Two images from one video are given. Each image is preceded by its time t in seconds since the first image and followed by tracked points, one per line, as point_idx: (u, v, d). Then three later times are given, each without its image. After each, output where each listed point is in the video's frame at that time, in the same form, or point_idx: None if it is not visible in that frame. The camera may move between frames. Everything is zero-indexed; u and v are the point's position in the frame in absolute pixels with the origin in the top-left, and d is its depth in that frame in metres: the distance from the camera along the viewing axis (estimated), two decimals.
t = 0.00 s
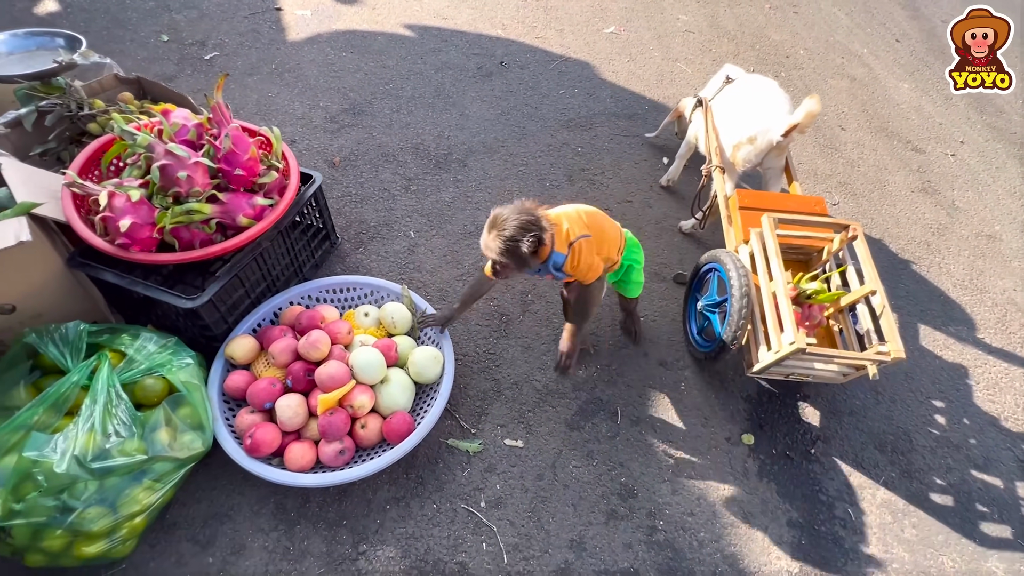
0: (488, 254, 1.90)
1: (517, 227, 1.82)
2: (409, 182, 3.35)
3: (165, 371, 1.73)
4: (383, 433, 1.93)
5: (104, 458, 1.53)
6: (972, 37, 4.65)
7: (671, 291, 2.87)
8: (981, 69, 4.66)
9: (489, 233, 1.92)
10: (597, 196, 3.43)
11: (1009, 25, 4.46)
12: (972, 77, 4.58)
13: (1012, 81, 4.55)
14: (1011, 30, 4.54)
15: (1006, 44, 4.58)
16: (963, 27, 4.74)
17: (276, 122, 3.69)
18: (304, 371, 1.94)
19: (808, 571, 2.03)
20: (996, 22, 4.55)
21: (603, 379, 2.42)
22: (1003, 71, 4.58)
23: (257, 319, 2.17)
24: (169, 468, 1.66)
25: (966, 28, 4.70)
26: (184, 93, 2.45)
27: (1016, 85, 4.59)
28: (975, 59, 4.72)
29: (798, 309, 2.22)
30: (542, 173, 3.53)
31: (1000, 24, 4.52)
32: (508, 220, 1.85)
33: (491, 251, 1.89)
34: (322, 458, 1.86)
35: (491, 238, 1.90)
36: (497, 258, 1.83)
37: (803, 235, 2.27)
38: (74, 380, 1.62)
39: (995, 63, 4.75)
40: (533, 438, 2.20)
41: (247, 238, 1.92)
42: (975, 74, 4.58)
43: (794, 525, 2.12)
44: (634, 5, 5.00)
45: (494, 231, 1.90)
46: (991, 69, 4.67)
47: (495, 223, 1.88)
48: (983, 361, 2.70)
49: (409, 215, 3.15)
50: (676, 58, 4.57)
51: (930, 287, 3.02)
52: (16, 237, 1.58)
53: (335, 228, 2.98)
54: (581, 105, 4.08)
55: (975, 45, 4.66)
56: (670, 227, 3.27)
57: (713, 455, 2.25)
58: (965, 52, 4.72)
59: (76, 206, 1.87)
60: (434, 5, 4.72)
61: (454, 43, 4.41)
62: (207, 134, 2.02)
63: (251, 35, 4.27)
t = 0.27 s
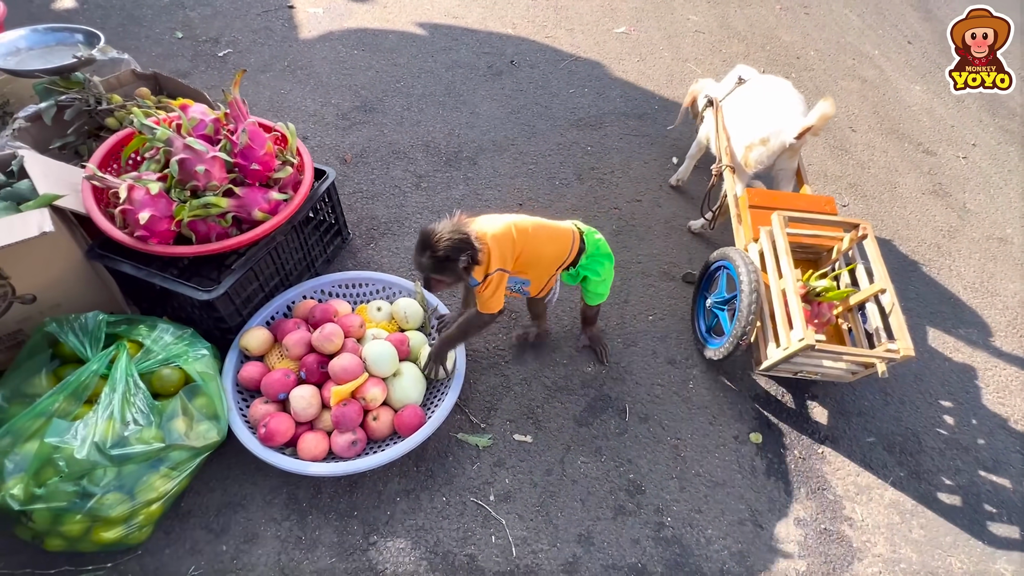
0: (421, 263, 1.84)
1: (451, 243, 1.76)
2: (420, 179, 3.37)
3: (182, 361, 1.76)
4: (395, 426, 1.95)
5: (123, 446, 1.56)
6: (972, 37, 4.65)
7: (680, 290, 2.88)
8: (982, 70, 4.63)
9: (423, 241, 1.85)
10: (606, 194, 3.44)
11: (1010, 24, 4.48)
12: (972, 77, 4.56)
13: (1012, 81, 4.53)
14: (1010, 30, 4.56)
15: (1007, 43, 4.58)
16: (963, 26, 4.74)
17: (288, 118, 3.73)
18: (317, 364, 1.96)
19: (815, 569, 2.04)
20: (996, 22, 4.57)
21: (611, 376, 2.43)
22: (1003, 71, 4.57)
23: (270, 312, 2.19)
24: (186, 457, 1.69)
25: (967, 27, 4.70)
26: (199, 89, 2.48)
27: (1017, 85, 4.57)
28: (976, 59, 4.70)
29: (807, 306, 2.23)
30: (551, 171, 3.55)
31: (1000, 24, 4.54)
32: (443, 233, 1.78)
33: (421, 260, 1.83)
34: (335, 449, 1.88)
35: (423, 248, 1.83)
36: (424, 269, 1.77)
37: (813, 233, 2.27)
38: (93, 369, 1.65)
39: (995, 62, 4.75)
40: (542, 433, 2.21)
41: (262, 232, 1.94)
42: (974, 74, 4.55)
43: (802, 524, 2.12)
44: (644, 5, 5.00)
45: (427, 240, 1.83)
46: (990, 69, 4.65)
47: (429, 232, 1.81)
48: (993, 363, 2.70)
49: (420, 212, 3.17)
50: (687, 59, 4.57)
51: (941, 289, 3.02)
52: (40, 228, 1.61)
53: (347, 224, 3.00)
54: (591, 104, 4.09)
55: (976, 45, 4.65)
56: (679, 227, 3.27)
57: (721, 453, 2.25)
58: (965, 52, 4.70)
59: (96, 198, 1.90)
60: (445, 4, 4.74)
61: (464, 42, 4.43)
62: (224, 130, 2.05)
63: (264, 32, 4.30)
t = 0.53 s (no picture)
0: (433, 283, 1.73)
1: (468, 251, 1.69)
2: (426, 178, 3.39)
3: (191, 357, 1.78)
4: (401, 423, 1.95)
5: (134, 440, 1.58)
6: (972, 37, 4.58)
7: (685, 290, 2.88)
8: (981, 69, 4.60)
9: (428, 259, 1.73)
10: (612, 194, 3.44)
11: (1009, 24, 4.41)
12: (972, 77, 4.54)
13: (1012, 81, 4.51)
14: (1011, 30, 4.49)
15: (1007, 44, 4.52)
16: (964, 27, 4.68)
17: (296, 117, 3.74)
18: (324, 360, 1.97)
19: (820, 570, 2.04)
20: (996, 22, 4.49)
21: (616, 375, 2.44)
22: (1004, 70, 4.55)
23: (278, 309, 2.20)
24: (195, 451, 1.71)
25: (967, 27, 4.63)
26: (208, 88, 2.50)
27: (1017, 85, 4.56)
28: (975, 59, 4.66)
29: (815, 311, 2.24)
30: (557, 171, 3.55)
31: (1000, 24, 4.47)
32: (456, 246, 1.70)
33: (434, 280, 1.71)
34: (341, 445, 1.89)
35: (433, 266, 1.72)
36: (443, 287, 1.66)
37: (821, 237, 2.28)
38: (104, 364, 1.67)
39: (996, 63, 4.72)
40: (547, 432, 2.22)
41: (270, 230, 1.95)
42: (975, 74, 4.53)
43: (806, 524, 2.12)
44: (650, 6, 5.00)
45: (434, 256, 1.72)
46: (991, 69, 4.63)
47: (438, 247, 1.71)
48: (998, 366, 2.69)
49: (426, 211, 3.18)
50: (693, 60, 4.57)
51: (947, 291, 3.01)
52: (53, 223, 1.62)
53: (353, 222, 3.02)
54: (597, 105, 4.09)
55: (976, 45, 4.59)
56: (684, 227, 3.28)
57: (726, 453, 2.26)
58: (965, 52, 4.66)
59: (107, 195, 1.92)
60: (452, 4, 4.75)
61: (471, 42, 4.44)
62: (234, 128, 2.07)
63: (271, 31, 4.32)
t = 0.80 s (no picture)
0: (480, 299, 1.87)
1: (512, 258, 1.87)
2: (426, 177, 3.39)
3: (191, 356, 1.78)
4: (401, 422, 1.95)
5: (134, 439, 1.58)
6: (972, 37, 4.56)
7: (685, 290, 2.89)
8: (981, 69, 4.60)
9: (473, 275, 1.87)
10: (612, 194, 3.44)
11: (1009, 24, 4.38)
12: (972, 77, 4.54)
13: (1012, 81, 4.51)
14: (1012, 31, 4.45)
15: (1007, 44, 4.50)
16: (964, 27, 4.65)
17: (296, 117, 3.74)
18: (324, 360, 1.96)
19: (819, 569, 2.04)
20: (996, 22, 4.47)
21: (616, 375, 2.44)
22: (1004, 70, 4.54)
23: (278, 309, 2.20)
24: (195, 450, 1.71)
25: (966, 27, 4.61)
26: (208, 87, 2.50)
27: (1017, 85, 4.55)
28: (975, 59, 4.65)
29: (817, 315, 2.24)
30: (557, 171, 3.55)
31: (1000, 24, 4.43)
32: (497, 258, 1.86)
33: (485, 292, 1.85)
34: (341, 445, 1.88)
35: (479, 280, 1.86)
36: (494, 295, 1.81)
37: (822, 241, 2.29)
38: (105, 363, 1.67)
39: (995, 63, 4.70)
40: (547, 431, 2.22)
41: (271, 229, 1.95)
42: (975, 74, 4.53)
43: (806, 524, 2.13)
44: (650, 6, 5.00)
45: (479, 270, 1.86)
46: (991, 69, 4.62)
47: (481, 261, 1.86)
48: (998, 366, 2.70)
49: (426, 211, 3.18)
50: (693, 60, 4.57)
51: (947, 292, 3.01)
52: (54, 221, 1.62)
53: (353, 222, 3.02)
54: (597, 105, 4.09)
55: (975, 45, 4.57)
56: (684, 227, 3.28)
57: (725, 452, 2.26)
58: (964, 53, 4.64)
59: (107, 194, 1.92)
60: (452, 4, 4.75)
61: (471, 41, 4.45)
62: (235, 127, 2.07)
63: (272, 31, 4.32)
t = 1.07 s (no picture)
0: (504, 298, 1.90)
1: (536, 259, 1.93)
2: (420, 177, 3.38)
3: (183, 358, 1.77)
4: (396, 423, 1.94)
5: (126, 442, 1.57)
6: (972, 37, 4.59)
7: (679, 289, 2.89)
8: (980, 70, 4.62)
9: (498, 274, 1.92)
10: (606, 193, 3.44)
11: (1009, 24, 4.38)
12: (972, 77, 4.57)
13: (1012, 81, 4.53)
14: (1011, 31, 4.46)
15: (1006, 44, 4.51)
16: (963, 27, 4.66)
17: (289, 117, 3.73)
18: (318, 361, 1.95)
19: (814, 566, 2.05)
20: (996, 22, 4.47)
21: (611, 373, 2.44)
22: (1004, 71, 4.57)
23: (271, 310, 2.18)
24: (188, 453, 1.70)
25: (966, 27, 4.63)
26: (200, 87, 2.49)
27: (1016, 84, 4.58)
28: (975, 59, 4.67)
29: (811, 313, 2.24)
30: (551, 171, 3.55)
31: (1000, 24, 4.44)
32: (519, 258, 1.92)
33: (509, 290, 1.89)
34: (336, 446, 1.87)
35: (501, 279, 1.90)
36: (518, 293, 1.84)
37: (815, 240, 2.30)
38: (95, 366, 1.66)
39: (996, 63, 4.73)
40: (542, 431, 2.22)
41: (263, 230, 1.93)
42: (975, 74, 4.55)
43: (801, 521, 2.13)
44: (643, 5, 5.01)
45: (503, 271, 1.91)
46: (991, 69, 4.65)
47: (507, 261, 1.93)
48: (990, 362, 2.71)
49: (420, 211, 3.17)
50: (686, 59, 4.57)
51: (939, 289, 3.03)
52: (43, 223, 1.60)
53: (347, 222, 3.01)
54: (590, 104, 4.09)
55: (975, 45, 4.60)
56: (678, 226, 3.28)
57: (720, 450, 2.27)
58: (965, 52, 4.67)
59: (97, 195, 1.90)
60: (445, 3, 4.74)
61: (464, 41, 4.44)
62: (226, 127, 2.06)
63: (264, 31, 4.30)
